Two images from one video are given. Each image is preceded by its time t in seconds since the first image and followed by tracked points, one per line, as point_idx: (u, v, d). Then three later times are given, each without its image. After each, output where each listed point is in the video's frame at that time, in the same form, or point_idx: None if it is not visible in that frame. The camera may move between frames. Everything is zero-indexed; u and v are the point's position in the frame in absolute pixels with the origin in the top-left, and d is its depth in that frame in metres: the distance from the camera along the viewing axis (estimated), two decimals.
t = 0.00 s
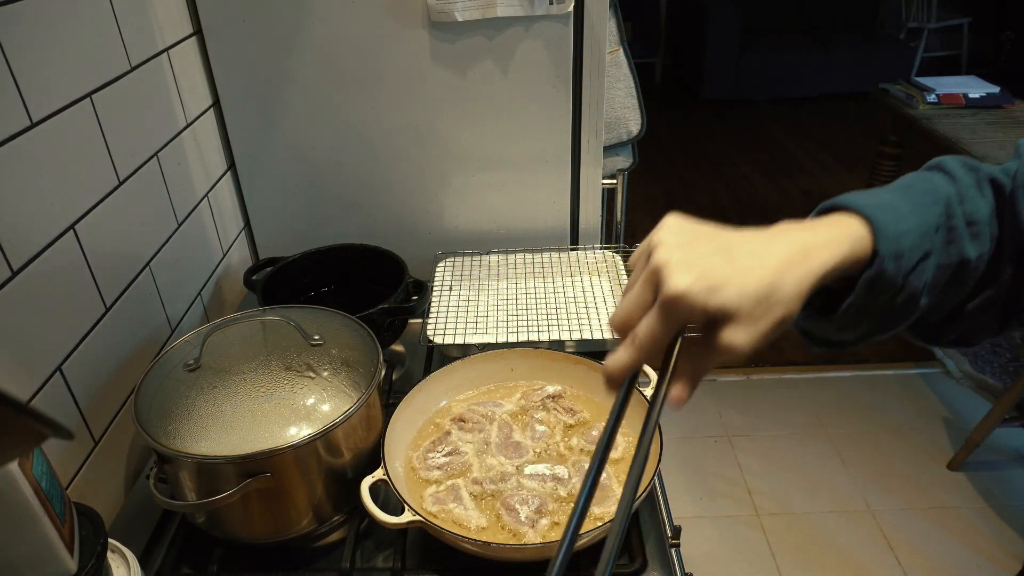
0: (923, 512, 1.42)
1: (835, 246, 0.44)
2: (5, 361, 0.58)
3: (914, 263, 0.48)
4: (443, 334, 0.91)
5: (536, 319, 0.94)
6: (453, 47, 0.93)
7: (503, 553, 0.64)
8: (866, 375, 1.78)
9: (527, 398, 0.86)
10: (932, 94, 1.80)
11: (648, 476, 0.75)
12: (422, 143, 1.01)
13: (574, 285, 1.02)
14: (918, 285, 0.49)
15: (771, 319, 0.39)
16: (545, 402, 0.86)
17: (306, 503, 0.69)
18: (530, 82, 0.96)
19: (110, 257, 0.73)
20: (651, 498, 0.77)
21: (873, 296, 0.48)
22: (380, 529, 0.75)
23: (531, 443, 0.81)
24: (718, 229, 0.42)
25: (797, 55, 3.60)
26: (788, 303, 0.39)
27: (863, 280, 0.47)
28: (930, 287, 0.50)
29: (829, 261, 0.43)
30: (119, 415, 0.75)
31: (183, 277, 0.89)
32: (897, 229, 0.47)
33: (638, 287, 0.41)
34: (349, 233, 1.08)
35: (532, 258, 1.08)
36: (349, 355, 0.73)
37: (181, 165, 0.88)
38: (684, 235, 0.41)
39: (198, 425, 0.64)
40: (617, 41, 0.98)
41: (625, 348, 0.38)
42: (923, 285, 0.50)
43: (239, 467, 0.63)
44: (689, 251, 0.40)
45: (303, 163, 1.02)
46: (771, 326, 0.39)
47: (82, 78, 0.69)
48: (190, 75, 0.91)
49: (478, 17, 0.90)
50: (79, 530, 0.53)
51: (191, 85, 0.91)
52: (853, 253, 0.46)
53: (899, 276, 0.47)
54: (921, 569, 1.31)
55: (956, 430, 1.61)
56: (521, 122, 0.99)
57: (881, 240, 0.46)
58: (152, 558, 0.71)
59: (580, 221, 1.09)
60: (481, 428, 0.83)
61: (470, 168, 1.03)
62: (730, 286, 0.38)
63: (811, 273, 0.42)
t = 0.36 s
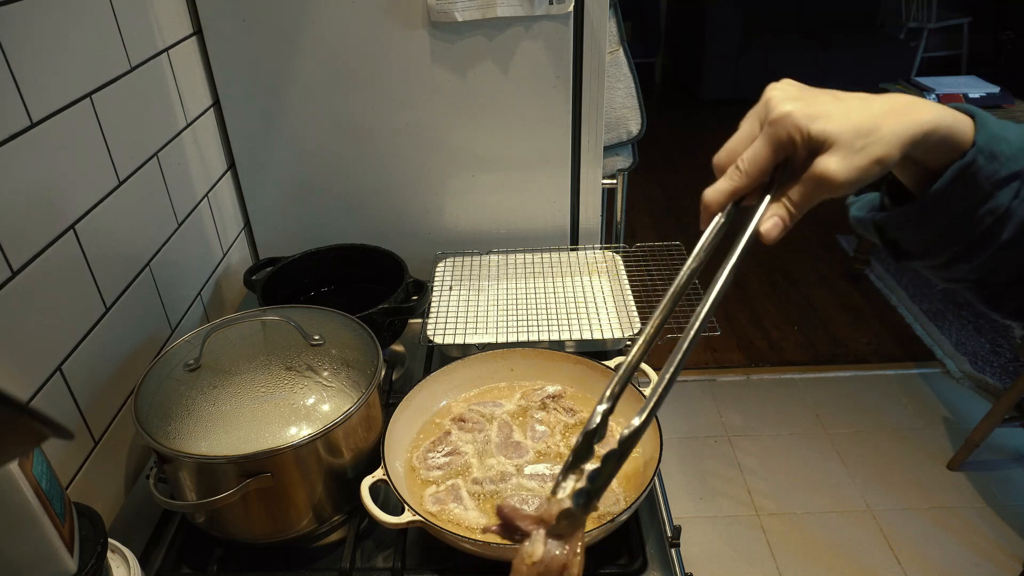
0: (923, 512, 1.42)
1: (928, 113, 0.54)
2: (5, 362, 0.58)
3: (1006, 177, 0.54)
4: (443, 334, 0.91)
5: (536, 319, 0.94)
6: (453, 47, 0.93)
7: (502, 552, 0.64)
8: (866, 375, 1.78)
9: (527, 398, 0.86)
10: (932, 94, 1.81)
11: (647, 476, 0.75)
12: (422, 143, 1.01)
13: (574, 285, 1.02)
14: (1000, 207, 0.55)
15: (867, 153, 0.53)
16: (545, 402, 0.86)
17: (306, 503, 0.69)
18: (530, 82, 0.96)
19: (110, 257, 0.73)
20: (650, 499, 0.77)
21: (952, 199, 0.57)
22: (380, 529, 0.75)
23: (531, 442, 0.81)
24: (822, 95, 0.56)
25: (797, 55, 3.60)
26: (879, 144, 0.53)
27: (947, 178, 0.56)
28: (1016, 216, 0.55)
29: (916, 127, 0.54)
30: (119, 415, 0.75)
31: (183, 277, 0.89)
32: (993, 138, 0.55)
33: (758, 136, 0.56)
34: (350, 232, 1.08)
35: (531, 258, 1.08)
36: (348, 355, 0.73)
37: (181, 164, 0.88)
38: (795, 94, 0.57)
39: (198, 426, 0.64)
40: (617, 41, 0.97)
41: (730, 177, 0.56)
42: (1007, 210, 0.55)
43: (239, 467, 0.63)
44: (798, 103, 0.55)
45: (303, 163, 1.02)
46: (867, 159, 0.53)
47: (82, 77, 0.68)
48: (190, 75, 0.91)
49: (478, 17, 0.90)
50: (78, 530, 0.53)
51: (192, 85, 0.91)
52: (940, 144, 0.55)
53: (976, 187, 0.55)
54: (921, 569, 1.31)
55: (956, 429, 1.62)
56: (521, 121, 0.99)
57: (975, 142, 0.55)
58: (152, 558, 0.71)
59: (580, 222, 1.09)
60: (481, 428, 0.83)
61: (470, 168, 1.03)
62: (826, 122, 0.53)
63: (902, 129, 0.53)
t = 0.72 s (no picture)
0: (923, 512, 1.42)
1: (840, 323, 0.46)
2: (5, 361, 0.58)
3: (931, 338, 0.47)
4: (443, 334, 0.91)
5: (536, 319, 0.94)
6: (453, 47, 0.93)
7: (501, 551, 0.64)
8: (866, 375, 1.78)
9: (527, 398, 0.86)
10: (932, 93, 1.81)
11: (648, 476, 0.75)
12: (422, 143, 1.01)
13: (573, 285, 1.02)
14: (945, 358, 0.48)
15: (775, 394, 0.43)
16: (545, 402, 0.86)
17: (306, 503, 0.69)
18: (529, 82, 0.96)
19: (110, 257, 0.73)
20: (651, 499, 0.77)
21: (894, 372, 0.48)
22: (381, 529, 0.75)
23: (531, 443, 0.81)
24: (751, 316, 0.46)
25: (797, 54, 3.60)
26: (788, 382, 0.43)
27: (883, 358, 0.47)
28: (964, 355, 0.48)
29: (832, 343, 0.45)
30: (119, 415, 0.75)
31: (183, 277, 0.89)
32: (905, 311, 0.47)
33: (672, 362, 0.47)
34: (351, 233, 1.08)
35: (531, 258, 1.08)
36: (348, 355, 0.73)
37: (181, 165, 0.88)
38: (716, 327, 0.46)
39: (198, 425, 0.65)
40: (617, 41, 0.98)
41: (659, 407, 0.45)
42: (952, 356, 0.48)
43: (239, 467, 0.63)
44: (716, 347, 0.44)
45: (303, 163, 1.02)
46: (776, 399, 0.43)
47: (82, 77, 0.69)
48: (190, 76, 0.91)
49: (478, 17, 0.90)
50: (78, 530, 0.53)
51: (192, 86, 0.91)
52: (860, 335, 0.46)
53: (915, 356, 0.47)
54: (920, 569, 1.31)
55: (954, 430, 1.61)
56: (521, 122, 0.99)
57: (886, 328, 0.46)
58: (152, 558, 0.71)
59: (581, 222, 1.09)
60: (481, 428, 0.83)
61: (470, 168, 1.03)
62: (740, 366, 0.42)
63: (812, 359, 0.44)
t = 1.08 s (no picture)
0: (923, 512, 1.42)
1: (854, 269, 0.39)
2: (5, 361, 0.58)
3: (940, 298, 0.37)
4: (443, 334, 0.91)
5: (536, 319, 0.94)
6: (453, 47, 0.93)
7: (501, 551, 0.64)
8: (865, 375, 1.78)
9: (527, 398, 0.86)
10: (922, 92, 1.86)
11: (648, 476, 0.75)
12: (422, 143, 1.01)
13: (573, 285, 1.02)
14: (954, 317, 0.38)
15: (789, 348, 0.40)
16: (545, 402, 0.86)
17: (306, 503, 0.69)
18: (529, 83, 0.96)
19: (109, 257, 0.73)
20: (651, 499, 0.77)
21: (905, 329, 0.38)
22: (381, 529, 0.75)
23: (531, 443, 0.81)
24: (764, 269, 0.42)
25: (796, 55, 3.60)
26: (803, 331, 0.40)
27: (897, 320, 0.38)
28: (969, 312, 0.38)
29: (847, 296, 0.39)
30: (119, 415, 0.75)
31: (183, 277, 0.89)
32: (920, 266, 0.37)
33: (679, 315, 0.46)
34: (351, 233, 1.09)
35: (531, 258, 1.08)
36: (348, 355, 0.74)
37: (181, 165, 0.88)
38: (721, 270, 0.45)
39: (198, 425, 0.65)
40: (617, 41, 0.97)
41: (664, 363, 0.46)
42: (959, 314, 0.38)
43: (239, 467, 0.62)
44: (727, 302, 0.42)
45: (304, 164, 1.02)
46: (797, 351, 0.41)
47: (82, 77, 0.68)
48: (190, 76, 0.91)
49: (478, 17, 0.90)
50: (78, 531, 0.53)
51: (191, 86, 0.91)
52: (871, 295, 0.38)
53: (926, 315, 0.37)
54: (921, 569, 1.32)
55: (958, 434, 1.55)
56: (521, 121, 0.99)
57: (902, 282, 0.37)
58: (152, 558, 0.71)
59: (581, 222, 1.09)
60: (481, 427, 0.83)
61: (470, 168, 1.03)
62: (751, 328, 0.40)
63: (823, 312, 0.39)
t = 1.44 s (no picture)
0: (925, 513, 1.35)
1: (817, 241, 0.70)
2: (6, 360, 0.58)
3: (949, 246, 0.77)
4: (443, 334, 0.91)
5: (536, 319, 0.94)
6: (453, 47, 0.93)
7: (501, 551, 0.64)
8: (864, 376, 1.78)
9: (527, 398, 0.87)
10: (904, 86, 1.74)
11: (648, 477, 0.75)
12: (422, 143, 1.01)
13: (574, 285, 1.02)
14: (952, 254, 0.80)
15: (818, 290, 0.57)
16: (545, 402, 0.86)
17: (306, 503, 0.69)
18: (529, 82, 0.96)
19: (109, 257, 0.73)
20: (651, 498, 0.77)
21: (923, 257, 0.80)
22: (381, 529, 0.75)
23: (531, 443, 0.81)
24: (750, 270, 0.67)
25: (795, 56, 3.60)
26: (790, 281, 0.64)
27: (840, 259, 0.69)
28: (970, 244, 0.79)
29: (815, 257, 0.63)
30: (119, 415, 0.75)
31: (183, 278, 0.89)
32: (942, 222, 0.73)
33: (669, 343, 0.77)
34: (351, 233, 1.09)
35: (531, 258, 1.08)
36: (348, 355, 0.74)
37: (181, 165, 0.88)
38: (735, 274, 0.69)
39: (198, 425, 0.64)
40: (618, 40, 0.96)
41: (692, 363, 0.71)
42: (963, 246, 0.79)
43: (239, 467, 0.62)
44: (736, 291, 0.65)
45: (303, 163, 1.02)
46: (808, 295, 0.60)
47: (81, 77, 0.68)
48: (190, 76, 0.91)
49: (478, 17, 0.90)
50: (79, 531, 0.53)
51: (192, 86, 0.91)
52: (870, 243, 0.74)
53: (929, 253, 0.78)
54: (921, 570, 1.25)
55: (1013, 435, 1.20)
56: (521, 121, 1.00)
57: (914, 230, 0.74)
58: (152, 558, 0.71)
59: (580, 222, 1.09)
60: (481, 427, 0.83)
61: (471, 168, 1.03)
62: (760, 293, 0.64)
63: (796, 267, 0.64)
